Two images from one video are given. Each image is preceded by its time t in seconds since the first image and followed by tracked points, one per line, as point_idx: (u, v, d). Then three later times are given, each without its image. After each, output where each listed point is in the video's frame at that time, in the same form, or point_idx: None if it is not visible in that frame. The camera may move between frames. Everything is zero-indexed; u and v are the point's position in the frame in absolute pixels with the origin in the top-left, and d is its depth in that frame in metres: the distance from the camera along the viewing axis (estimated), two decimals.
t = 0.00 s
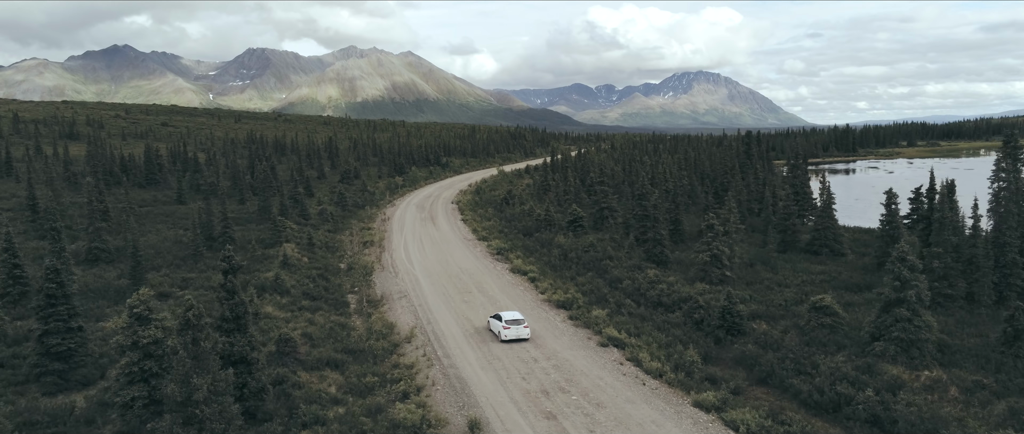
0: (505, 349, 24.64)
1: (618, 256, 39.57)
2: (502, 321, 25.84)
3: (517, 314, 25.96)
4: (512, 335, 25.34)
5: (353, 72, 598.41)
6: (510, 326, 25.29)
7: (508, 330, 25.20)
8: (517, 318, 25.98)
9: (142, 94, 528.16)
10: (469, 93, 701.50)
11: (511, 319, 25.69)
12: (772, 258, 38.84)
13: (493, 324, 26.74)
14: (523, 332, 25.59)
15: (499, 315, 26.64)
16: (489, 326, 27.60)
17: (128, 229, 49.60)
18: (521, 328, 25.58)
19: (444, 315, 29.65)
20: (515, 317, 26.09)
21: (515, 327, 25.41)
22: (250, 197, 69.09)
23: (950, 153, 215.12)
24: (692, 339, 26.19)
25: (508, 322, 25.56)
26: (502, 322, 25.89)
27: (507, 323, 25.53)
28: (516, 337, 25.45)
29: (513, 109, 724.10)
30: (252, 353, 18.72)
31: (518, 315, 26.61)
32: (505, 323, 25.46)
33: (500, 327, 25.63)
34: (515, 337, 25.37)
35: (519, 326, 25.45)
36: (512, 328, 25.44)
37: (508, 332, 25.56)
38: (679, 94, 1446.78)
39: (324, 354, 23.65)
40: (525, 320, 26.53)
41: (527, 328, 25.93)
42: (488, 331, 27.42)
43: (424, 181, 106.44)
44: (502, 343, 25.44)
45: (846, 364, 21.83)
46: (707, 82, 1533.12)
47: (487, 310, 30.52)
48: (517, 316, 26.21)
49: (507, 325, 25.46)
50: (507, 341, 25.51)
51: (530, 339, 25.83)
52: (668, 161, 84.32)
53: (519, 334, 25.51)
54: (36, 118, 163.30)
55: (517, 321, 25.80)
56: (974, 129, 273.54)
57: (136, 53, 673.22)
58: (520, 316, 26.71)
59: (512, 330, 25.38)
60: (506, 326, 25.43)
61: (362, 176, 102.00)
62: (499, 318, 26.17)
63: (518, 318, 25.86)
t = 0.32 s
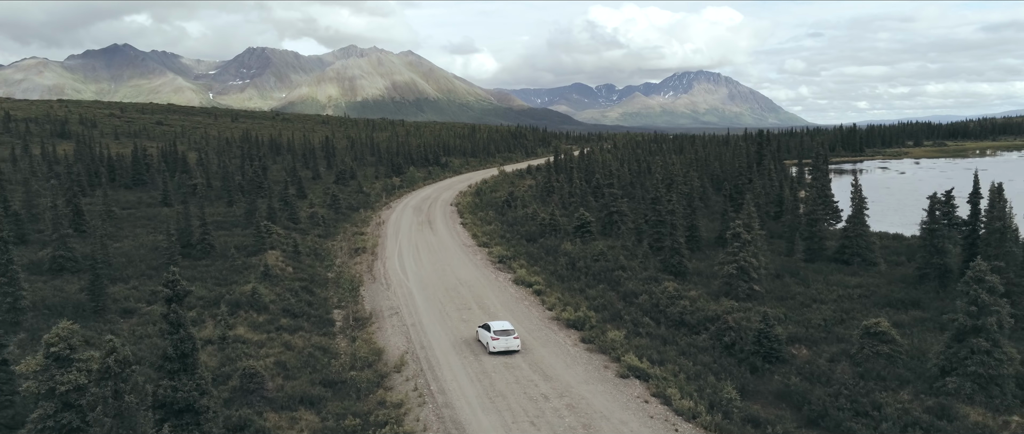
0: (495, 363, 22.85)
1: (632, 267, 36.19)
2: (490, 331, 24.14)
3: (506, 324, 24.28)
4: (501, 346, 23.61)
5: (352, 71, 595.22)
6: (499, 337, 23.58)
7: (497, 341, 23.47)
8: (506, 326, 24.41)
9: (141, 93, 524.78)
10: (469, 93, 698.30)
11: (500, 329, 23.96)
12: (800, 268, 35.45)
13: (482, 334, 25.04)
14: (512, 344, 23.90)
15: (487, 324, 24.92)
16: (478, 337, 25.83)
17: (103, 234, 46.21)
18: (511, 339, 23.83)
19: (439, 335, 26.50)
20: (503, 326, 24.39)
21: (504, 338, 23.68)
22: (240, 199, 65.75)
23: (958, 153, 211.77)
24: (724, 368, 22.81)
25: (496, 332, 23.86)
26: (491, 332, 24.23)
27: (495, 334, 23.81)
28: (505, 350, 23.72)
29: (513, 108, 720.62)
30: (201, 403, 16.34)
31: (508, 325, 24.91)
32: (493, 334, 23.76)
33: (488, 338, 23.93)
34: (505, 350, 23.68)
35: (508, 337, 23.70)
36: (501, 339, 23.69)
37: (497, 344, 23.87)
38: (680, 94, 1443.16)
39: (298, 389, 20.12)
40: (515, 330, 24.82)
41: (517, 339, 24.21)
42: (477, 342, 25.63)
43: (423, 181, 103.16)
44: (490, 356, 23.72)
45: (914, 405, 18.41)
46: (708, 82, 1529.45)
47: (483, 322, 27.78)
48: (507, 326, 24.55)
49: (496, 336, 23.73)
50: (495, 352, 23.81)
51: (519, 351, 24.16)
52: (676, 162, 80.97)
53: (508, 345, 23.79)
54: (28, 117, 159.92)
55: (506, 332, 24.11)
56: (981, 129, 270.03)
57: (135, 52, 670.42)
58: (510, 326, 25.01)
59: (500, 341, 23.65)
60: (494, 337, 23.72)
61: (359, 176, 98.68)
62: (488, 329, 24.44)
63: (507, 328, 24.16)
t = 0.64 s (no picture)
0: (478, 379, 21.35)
1: (645, 279, 32.81)
2: (474, 344, 22.63)
3: (492, 337, 22.71)
4: (485, 360, 22.09)
5: (351, 70, 591.51)
6: (483, 351, 22.08)
7: (481, 354, 21.98)
8: (490, 337, 22.96)
9: (138, 92, 521.02)
10: (468, 92, 694.75)
11: (485, 342, 22.47)
12: (831, 281, 32.05)
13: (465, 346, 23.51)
14: (498, 357, 22.34)
15: (471, 336, 23.39)
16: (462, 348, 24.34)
17: (70, 241, 42.76)
18: (496, 352, 22.32)
19: (428, 360, 23.39)
20: (488, 338, 22.85)
21: (489, 352, 22.19)
22: (225, 200, 62.28)
23: (965, 153, 208.40)
24: (761, 407, 19.45)
25: (480, 345, 22.36)
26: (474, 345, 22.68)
27: (479, 347, 22.29)
28: (490, 364, 22.21)
29: (513, 107, 716.53)
30: None
31: (494, 337, 23.33)
32: (477, 347, 22.26)
33: (471, 351, 22.44)
34: (489, 364, 22.21)
35: (493, 350, 22.21)
36: (485, 353, 22.19)
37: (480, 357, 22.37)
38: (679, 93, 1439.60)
39: None
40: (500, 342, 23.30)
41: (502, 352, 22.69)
42: (460, 354, 24.06)
43: (419, 182, 99.87)
44: (473, 370, 22.26)
45: None
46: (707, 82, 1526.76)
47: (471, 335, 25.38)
48: (491, 336, 23.08)
49: (480, 349, 22.21)
50: (480, 367, 22.26)
51: (505, 364, 22.63)
52: (682, 162, 77.58)
53: (493, 359, 22.27)
54: (17, 115, 156.25)
55: (491, 344, 22.52)
56: (986, 129, 266.64)
57: (133, 51, 666.66)
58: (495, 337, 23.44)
59: (484, 355, 22.13)
60: (478, 350, 22.19)
61: (353, 177, 95.30)
62: (472, 341, 22.90)
63: (492, 340, 22.64)
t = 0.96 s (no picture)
0: (453, 398, 19.77)
1: (662, 296, 29.12)
2: (451, 358, 20.96)
3: (471, 350, 21.08)
4: (463, 376, 20.44)
5: (348, 69, 587.25)
6: (461, 366, 20.43)
7: (459, 370, 20.37)
8: (468, 348, 21.40)
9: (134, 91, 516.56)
10: (466, 91, 690.68)
11: (463, 356, 20.82)
12: (873, 299, 28.38)
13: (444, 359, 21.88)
14: (477, 373, 20.68)
15: (449, 349, 21.73)
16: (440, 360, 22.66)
17: (27, 249, 38.95)
18: (475, 367, 20.65)
19: (411, 391, 20.37)
20: (467, 351, 21.21)
21: (467, 367, 20.54)
22: (206, 202, 58.55)
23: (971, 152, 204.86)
24: None
25: (458, 359, 20.71)
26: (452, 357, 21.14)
27: (457, 361, 20.63)
28: (468, 380, 20.57)
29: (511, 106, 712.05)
30: None
31: (473, 349, 21.67)
32: (455, 361, 20.61)
33: (449, 366, 20.79)
34: (467, 380, 20.57)
35: (472, 365, 20.55)
36: (464, 368, 20.54)
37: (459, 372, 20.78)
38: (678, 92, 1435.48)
39: None
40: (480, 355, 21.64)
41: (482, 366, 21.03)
42: (438, 367, 22.49)
43: (414, 182, 96.09)
44: (450, 386, 20.66)
45: None
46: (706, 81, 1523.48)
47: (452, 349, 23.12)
48: (471, 349, 21.49)
49: (458, 364, 20.56)
50: (458, 383, 20.62)
51: (485, 380, 20.98)
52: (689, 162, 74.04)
53: (471, 375, 20.61)
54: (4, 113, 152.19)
55: (470, 358, 20.91)
56: (990, 128, 263.05)
57: (130, 49, 662.38)
58: (474, 349, 21.80)
59: (463, 370, 20.47)
60: (455, 365, 20.52)
61: (345, 177, 91.45)
62: (450, 355, 21.29)
63: (471, 354, 20.98)
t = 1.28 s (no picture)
0: (430, 417, 18.06)
1: (681, 314, 25.84)
2: (429, 372, 19.33)
3: (450, 364, 19.44)
4: (442, 392, 18.78)
5: (346, 68, 583.42)
6: (439, 380, 18.79)
7: (437, 385, 18.74)
8: (448, 361, 19.82)
9: (131, 90, 512.66)
10: (465, 90, 687.22)
11: (442, 370, 19.18)
12: (921, 319, 25.11)
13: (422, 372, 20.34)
14: (456, 389, 19.01)
15: (428, 362, 20.10)
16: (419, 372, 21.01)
17: None
18: (454, 383, 19.00)
19: (389, 422, 17.88)
20: (447, 363, 19.62)
21: (446, 382, 18.90)
22: (188, 204, 55.21)
23: (978, 152, 201.60)
24: None
25: (436, 373, 19.07)
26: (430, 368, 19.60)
27: (435, 376, 18.99)
28: (447, 396, 18.91)
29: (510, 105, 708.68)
30: None
31: (453, 362, 20.04)
32: (433, 376, 18.99)
33: (426, 380, 19.15)
34: (444, 397, 18.91)
35: (451, 380, 18.91)
36: (442, 383, 18.88)
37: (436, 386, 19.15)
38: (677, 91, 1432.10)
39: None
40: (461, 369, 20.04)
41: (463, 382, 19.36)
42: (416, 380, 20.95)
43: (410, 182, 92.78)
44: (428, 402, 19.05)
45: None
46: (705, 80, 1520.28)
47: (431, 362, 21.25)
48: (452, 361, 19.93)
49: (435, 379, 18.91)
50: (435, 400, 18.95)
51: (466, 397, 19.32)
52: (697, 162, 70.80)
53: (451, 391, 18.95)
54: None
55: (449, 372, 19.26)
56: (996, 126, 259.68)
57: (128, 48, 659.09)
58: (454, 362, 20.16)
59: (441, 385, 18.82)
60: (433, 380, 18.89)
61: (338, 178, 87.99)
62: (428, 367, 19.73)
63: (451, 368, 19.35)
